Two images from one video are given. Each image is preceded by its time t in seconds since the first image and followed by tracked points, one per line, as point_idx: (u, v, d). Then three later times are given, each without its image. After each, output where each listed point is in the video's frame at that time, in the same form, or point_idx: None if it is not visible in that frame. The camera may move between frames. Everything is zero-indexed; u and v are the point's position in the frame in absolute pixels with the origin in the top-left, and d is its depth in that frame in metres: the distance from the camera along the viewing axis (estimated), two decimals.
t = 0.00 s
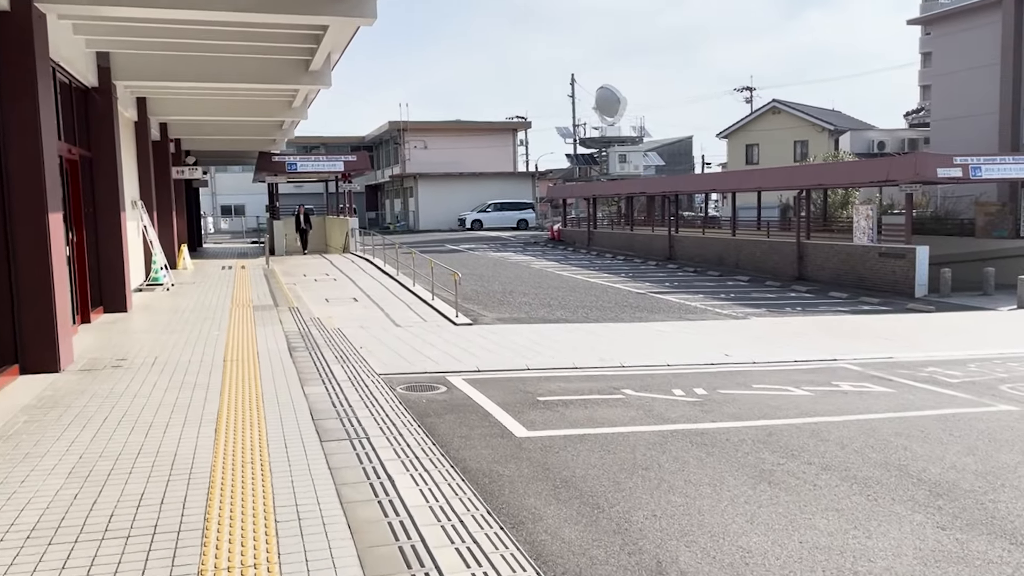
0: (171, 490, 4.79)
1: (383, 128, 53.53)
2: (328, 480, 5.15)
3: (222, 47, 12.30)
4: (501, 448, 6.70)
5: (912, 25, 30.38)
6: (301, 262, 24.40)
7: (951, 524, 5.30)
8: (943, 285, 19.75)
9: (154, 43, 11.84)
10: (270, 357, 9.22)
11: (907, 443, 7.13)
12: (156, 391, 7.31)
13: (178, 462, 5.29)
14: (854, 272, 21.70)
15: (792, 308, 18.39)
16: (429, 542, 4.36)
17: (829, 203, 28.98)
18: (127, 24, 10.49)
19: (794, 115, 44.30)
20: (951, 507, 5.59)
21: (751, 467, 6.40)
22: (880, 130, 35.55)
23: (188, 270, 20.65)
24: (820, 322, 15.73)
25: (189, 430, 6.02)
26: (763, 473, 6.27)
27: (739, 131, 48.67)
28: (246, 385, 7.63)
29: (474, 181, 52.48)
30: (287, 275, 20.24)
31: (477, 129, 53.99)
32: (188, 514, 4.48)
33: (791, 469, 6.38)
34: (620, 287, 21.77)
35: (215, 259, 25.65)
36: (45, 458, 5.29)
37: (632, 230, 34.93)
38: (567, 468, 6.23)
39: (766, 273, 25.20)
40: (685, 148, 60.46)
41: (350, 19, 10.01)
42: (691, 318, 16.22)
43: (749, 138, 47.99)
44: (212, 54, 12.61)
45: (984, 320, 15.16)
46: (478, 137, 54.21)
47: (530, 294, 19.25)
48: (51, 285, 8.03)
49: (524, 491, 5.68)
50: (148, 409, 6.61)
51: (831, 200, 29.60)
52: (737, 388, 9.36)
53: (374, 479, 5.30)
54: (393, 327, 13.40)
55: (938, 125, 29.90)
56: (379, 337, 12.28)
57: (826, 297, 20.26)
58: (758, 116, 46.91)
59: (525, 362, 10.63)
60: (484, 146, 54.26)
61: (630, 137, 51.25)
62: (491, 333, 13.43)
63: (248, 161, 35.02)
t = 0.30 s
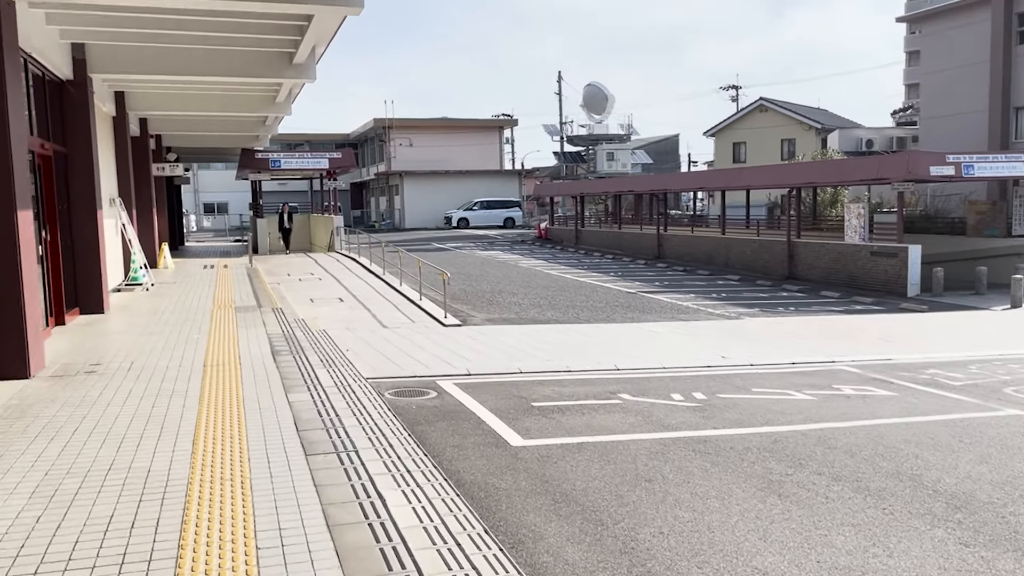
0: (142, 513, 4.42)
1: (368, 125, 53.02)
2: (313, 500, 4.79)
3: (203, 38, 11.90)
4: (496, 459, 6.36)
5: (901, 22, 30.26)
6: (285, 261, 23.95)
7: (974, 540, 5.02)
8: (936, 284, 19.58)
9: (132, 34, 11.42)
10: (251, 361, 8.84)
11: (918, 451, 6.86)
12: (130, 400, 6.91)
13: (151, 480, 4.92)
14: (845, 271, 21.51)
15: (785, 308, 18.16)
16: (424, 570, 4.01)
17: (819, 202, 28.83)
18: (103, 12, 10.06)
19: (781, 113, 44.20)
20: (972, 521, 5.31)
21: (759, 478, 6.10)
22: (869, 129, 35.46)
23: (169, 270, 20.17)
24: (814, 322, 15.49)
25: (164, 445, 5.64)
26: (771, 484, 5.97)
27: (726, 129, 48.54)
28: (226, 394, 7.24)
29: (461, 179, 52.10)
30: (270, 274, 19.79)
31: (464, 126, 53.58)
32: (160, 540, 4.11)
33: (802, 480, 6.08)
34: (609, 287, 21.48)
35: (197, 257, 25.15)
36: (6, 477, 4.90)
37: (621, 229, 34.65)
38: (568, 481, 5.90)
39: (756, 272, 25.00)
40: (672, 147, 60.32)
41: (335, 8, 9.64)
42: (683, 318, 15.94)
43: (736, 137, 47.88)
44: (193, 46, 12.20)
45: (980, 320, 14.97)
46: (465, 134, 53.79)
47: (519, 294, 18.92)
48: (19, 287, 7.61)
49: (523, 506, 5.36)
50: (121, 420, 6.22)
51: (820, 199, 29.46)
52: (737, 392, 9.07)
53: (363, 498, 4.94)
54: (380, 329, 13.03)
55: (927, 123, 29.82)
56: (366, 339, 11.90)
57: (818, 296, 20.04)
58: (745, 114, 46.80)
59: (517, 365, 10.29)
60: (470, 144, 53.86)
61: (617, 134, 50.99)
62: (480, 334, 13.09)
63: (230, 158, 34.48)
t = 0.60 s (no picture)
0: (101, 540, 4.05)
1: (350, 122, 52.44)
2: (291, 522, 4.42)
3: (178, 29, 11.46)
4: (487, 469, 6.02)
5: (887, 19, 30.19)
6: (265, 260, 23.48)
7: (996, 556, 4.73)
8: (924, 282, 19.43)
9: (102, 23, 10.95)
10: (228, 366, 8.43)
11: (926, 458, 6.58)
12: (97, 408, 6.51)
13: (112, 502, 4.53)
14: (833, 269, 21.33)
15: (775, 307, 17.92)
16: None
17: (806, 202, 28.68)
18: None
19: (765, 111, 44.12)
20: (992, 536, 5.03)
21: (764, 489, 5.80)
22: (854, 126, 35.38)
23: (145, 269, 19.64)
24: (805, 321, 15.24)
25: (130, 461, 5.24)
26: (776, 496, 5.66)
27: (710, 127, 48.43)
28: (200, 401, 6.85)
29: (443, 177, 51.64)
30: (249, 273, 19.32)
31: (447, 124, 53.06)
32: (119, 570, 3.74)
33: (809, 492, 5.76)
34: (595, 285, 21.18)
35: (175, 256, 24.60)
36: None
37: (606, 227, 34.35)
38: (564, 493, 5.56)
39: (742, 270, 24.80)
40: (655, 144, 60.19)
41: None
42: (672, 319, 15.62)
43: (720, 135, 47.77)
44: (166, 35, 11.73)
45: (971, 320, 14.76)
46: (448, 132, 53.27)
47: (505, 293, 18.56)
48: None
49: (517, 523, 5.02)
50: (84, 432, 5.82)
51: (807, 197, 29.31)
52: (734, 395, 8.76)
53: (346, 520, 4.57)
54: (362, 330, 12.63)
55: (912, 121, 29.76)
56: (348, 340, 11.51)
57: (807, 295, 19.84)
58: (729, 112, 46.70)
59: (506, 368, 9.95)
60: (453, 141, 53.36)
61: (602, 132, 50.72)
62: (467, 335, 12.73)
63: (209, 155, 33.87)
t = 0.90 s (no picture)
0: None
1: (330, 120, 51.75)
2: (264, 552, 4.04)
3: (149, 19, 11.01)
4: (475, 485, 5.67)
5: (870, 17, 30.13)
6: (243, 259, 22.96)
7: None
8: (911, 281, 19.30)
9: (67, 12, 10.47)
10: (200, 372, 8.03)
11: (932, 468, 6.31)
12: (57, 421, 6.10)
13: (65, 533, 4.14)
14: (819, 268, 21.17)
15: (762, 306, 17.70)
16: None
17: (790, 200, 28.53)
18: None
19: (747, 109, 44.05)
20: (1011, 553, 4.75)
21: (768, 503, 5.49)
22: (836, 125, 35.34)
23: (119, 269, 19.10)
24: (794, 321, 15.01)
25: (89, 484, 4.84)
26: (782, 512, 5.34)
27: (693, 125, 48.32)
28: (169, 413, 6.46)
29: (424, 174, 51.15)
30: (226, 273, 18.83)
31: (427, 121, 52.30)
32: None
33: (817, 506, 5.46)
34: (580, 285, 20.88)
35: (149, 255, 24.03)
36: None
37: (589, 225, 34.08)
38: (558, 511, 5.22)
39: (727, 269, 24.61)
40: (637, 142, 60.04)
41: None
42: (660, 320, 15.33)
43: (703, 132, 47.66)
44: (137, 25, 11.28)
45: (961, 320, 14.58)
46: (428, 129, 52.51)
47: (489, 293, 18.19)
48: None
49: (510, 545, 4.67)
50: (41, 450, 5.42)
51: (790, 195, 29.19)
52: (728, 400, 8.47)
53: (325, 548, 4.20)
54: (342, 332, 12.23)
55: (896, 119, 29.72)
56: (329, 344, 11.12)
57: (793, 294, 19.65)
58: (711, 110, 46.60)
59: (492, 373, 9.60)
60: (434, 138, 52.71)
61: (584, 130, 50.49)
62: (451, 337, 12.37)
63: (186, 152, 33.23)
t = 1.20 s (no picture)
0: None
1: (307, 119, 51.10)
2: None
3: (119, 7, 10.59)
4: (464, 498, 5.32)
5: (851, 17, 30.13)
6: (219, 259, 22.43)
7: None
8: (895, 281, 19.21)
9: None
10: (170, 378, 7.62)
11: (939, 476, 6.06)
12: (13, 434, 5.69)
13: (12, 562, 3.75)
14: (803, 268, 21.03)
15: (747, 307, 17.50)
16: None
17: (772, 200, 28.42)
18: None
19: (727, 110, 44.04)
20: None
21: (775, 515, 5.21)
22: (816, 125, 35.37)
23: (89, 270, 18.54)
24: (781, 322, 14.81)
25: (45, 504, 4.45)
26: (789, 525, 5.06)
27: (672, 125, 48.25)
28: (135, 423, 6.06)
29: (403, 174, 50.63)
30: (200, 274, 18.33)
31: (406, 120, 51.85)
32: None
33: (825, 519, 5.18)
34: (563, 285, 20.58)
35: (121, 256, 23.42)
36: None
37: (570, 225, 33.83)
38: (554, 526, 4.90)
39: (710, 269, 24.43)
40: (616, 142, 59.95)
41: None
42: (645, 321, 15.05)
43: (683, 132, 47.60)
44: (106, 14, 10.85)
45: (949, 321, 14.44)
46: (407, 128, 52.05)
47: (470, 294, 17.83)
48: None
49: (504, 566, 4.33)
50: None
51: (772, 195, 29.08)
52: (722, 404, 8.19)
53: None
54: (321, 335, 11.84)
55: (876, 119, 29.72)
56: (307, 347, 10.72)
57: (777, 295, 19.48)
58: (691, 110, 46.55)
59: (477, 377, 9.25)
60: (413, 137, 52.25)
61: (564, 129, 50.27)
62: (433, 339, 12.01)
63: (159, 150, 32.54)
